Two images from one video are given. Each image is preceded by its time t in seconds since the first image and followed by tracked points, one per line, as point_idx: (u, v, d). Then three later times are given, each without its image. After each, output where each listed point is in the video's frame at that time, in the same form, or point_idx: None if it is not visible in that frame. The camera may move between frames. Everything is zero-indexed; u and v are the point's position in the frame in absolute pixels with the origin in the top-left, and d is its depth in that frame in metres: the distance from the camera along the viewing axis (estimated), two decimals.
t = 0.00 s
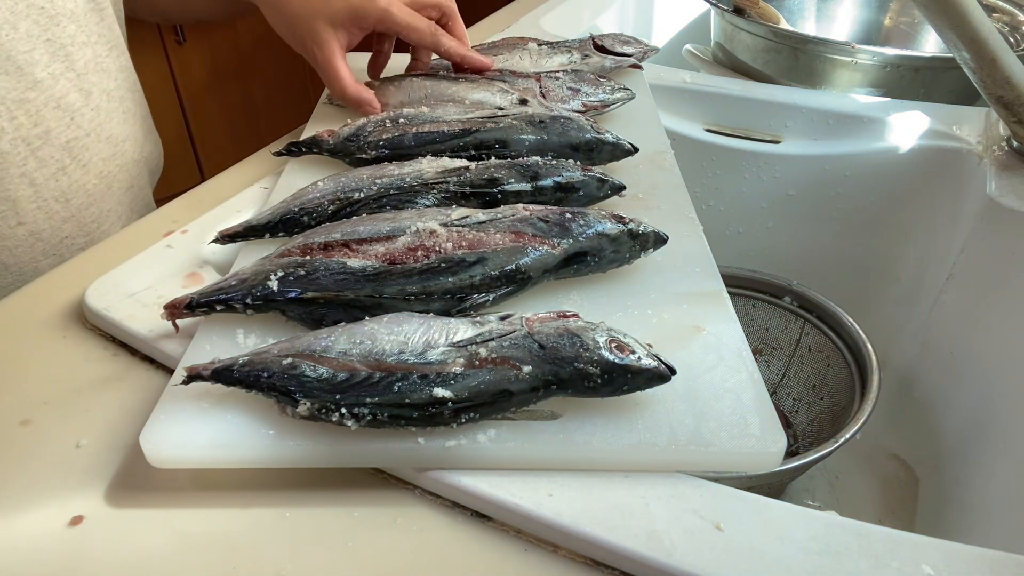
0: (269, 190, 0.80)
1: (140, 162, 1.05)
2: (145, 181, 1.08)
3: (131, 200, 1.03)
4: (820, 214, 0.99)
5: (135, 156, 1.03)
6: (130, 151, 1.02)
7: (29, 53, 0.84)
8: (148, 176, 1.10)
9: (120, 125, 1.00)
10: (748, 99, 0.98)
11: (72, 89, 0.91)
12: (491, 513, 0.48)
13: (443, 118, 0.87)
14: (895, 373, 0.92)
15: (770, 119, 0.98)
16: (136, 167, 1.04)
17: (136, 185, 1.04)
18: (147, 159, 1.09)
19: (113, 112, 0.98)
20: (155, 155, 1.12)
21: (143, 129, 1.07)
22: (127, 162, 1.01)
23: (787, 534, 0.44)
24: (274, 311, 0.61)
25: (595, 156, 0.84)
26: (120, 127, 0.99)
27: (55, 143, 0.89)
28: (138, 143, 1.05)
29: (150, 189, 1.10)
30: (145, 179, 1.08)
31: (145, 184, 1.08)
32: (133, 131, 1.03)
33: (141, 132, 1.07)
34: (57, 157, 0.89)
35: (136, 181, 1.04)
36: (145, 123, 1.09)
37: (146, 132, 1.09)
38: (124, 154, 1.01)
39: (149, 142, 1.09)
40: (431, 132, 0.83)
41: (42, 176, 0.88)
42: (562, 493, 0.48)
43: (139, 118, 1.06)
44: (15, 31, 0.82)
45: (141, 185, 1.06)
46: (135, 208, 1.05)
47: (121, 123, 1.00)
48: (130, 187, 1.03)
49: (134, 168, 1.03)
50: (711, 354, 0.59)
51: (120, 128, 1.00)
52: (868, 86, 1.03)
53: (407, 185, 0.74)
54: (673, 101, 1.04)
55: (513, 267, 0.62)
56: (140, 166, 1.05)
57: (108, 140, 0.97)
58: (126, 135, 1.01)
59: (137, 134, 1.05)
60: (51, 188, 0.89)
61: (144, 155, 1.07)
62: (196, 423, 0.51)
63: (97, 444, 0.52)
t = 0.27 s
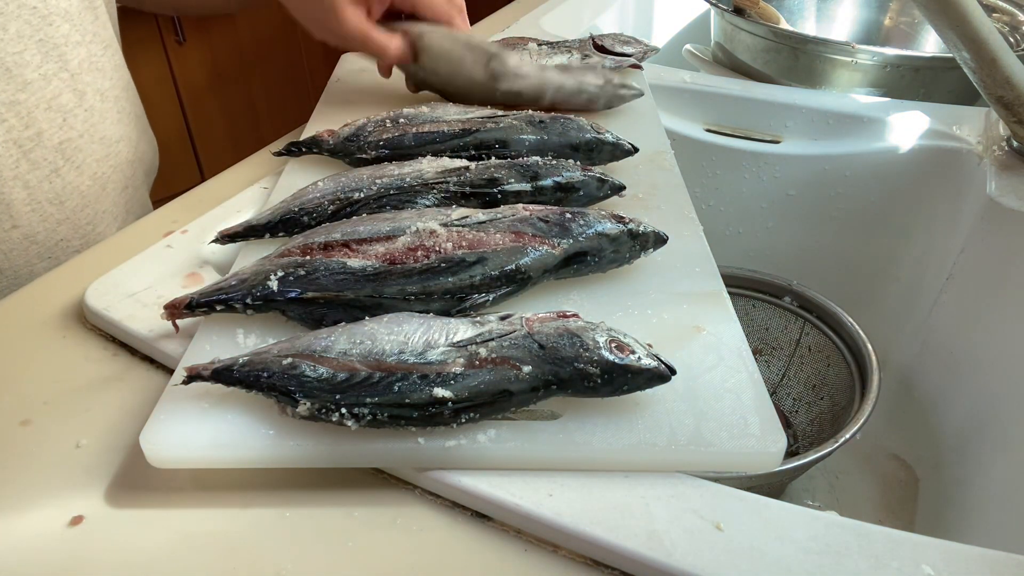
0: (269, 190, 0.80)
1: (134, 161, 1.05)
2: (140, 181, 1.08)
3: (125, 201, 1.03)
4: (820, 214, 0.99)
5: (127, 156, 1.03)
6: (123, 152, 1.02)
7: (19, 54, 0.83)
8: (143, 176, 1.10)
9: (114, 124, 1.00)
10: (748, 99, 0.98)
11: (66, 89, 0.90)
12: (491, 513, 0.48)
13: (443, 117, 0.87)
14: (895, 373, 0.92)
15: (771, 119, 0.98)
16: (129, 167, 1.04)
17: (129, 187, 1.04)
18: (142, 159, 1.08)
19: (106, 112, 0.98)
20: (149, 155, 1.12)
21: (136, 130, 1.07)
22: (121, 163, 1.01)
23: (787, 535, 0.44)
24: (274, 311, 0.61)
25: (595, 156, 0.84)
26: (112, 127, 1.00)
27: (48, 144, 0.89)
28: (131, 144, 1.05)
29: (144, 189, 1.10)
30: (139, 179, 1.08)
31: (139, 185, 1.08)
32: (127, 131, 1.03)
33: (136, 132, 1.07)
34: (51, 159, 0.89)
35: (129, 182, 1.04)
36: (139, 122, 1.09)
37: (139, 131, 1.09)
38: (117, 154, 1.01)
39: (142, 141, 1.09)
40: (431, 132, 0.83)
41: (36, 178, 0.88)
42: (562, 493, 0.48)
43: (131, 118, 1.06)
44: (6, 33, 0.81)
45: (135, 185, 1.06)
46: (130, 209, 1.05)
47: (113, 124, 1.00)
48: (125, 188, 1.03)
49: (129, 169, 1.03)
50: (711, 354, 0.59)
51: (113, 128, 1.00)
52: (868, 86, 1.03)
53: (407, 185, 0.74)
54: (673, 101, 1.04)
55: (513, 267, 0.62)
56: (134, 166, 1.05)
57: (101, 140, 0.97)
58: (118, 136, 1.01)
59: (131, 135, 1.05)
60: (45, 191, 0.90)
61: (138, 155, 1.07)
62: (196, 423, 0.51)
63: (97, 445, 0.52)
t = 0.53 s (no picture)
0: (269, 190, 0.80)
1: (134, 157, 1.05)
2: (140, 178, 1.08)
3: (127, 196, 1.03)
4: (819, 214, 0.99)
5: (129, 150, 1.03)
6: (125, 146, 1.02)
7: (24, 47, 0.83)
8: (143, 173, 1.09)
9: (116, 119, 0.99)
10: (748, 99, 0.98)
11: (69, 82, 0.90)
12: (491, 513, 0.48)
13: (443, 117, 0.86)
14: (895, 373, 0.92)
15: (770, 119, 0.98)
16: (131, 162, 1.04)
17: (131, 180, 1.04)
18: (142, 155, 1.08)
19: (108, 106, 0.97)
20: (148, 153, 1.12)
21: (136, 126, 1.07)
22: (122, 158, 1.01)
23: (787, 535, 0.44)
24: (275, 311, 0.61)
25: (595, 156, 0.84)
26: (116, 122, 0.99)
27: (54, 137, 0.88)
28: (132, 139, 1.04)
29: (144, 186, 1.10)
30: (140, 175, 1.08)
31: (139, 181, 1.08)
32: (127, 127, 1.03)
33: (135, 128, 1.06)
34: (58, 152, 0.89)
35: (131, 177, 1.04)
36: (137, 119, 1.09)
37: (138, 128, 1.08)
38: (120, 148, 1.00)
39: (140, 138, 1.09)
40: (431, 132, 0.83)
41: (43, 171, 0.88)
42: (562, 493, 0.48)
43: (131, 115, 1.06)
44: (11, 26, 0.81)
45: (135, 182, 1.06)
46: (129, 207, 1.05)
47: (116, 118, 0.99)
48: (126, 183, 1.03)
49: (128, 166, 1.03)
50: (711, 354, 0.59)
51: (116, 123, 0.99)
52: (868, 86, 1.03)
53: (407, 185, 0.74)
54: (673, 101, 1.04)
55: (513, 267, 0.62)
56: (135, 162, 1.05)
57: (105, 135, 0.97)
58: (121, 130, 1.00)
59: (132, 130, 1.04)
60: (52, 184, 0.89)
61: (139, 151, 1.07)
62: (196, 423, 0.52)
63: (97, 445, 0.52)
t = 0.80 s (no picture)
0: (269, 190, 0.80)
1: (129, 156, 1.05)
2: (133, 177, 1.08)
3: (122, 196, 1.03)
4: (819, 214, 0.99)
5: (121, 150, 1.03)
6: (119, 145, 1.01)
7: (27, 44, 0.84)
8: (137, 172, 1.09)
9: (111, 116, 1.00)
10: (748, 99, 0.98)
11: (71, 80, 0.91)
12: (491, 513, 0.48)
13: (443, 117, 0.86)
14: (895, 372, 0.92)
15: (770, 119, 0.98)
16: (124, 161, 1.04)
17: (124, 179, 1.04)
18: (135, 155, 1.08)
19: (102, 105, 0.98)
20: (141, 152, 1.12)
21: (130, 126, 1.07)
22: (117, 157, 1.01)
23: (788, 536, 0.44)
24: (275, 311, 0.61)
25: (595, 156, 0.84)
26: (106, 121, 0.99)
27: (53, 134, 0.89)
28: (124, 138, 1.04)
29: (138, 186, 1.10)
30: (133, 174, 1.07)
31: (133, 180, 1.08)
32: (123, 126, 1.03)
33: (129, 128, 1.06)
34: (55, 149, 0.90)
35: (124, 176, 1.04)
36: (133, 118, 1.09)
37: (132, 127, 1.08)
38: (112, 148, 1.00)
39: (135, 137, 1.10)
40: (431, 132, 0.83)
41: (42, 167, 0.88)
42: (562, 493, 0.48)
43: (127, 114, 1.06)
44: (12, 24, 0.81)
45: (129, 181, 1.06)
46: (128, 206, 1.05)
47: (108, 118, 0.99)
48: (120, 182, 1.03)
49: (122, 164, 1.03)
50: (710, 354, 0.59)
51: (108, 122, 0.99)
52: (868, 86, 1.03)
53: (407, 185, 0.74)
54: (673, 101, 1.04)
55: (512, 267, 0.62)
56: (129, 161, 1.05)
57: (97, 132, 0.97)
58: (112, 129, 1.00)
59: (125, 130, 1.04)
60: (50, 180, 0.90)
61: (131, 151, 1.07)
62: (196, 423, 0.52)
63: (97, 445, 0.52)
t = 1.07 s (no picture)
0: (269, 190, 0.80)
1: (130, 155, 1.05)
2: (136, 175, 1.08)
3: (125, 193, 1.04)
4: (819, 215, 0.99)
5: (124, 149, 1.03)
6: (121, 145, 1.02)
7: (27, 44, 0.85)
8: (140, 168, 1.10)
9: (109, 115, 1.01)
10: (748, 99, 0.98)
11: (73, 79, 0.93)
12: (491, 513, 0.48)
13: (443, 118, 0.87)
14: (895, 372, 0.92)
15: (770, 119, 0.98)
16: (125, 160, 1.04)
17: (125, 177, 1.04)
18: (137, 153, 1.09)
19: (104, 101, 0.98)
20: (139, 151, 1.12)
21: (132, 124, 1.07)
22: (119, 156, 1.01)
23: (788, 535, 0.44)
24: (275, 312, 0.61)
25: (595, 156, 0.84)
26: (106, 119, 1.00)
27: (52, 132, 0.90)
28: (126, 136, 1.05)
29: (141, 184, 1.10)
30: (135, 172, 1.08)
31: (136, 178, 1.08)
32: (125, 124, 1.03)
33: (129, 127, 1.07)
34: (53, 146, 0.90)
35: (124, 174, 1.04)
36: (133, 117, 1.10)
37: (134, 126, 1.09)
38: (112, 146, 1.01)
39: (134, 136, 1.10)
40: (431, 132, 0.83)
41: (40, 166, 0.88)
42: (562, 493, 0.48)
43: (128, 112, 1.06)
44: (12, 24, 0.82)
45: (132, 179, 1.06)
46: (131, 204, 1.05)
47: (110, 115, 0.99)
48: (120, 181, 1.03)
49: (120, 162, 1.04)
50: (711, 354, 0.59)
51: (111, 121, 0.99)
52: (868, 86, 1.03)
53: (407, 186, 0.74)
54: (674, 101, 1.04)
55: (513, 267, 0.62)
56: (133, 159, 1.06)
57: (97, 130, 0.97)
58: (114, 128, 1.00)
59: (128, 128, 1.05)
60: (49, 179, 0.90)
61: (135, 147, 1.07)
62: (196, 423, 0.52)
63: (97, 444, 0.52)
